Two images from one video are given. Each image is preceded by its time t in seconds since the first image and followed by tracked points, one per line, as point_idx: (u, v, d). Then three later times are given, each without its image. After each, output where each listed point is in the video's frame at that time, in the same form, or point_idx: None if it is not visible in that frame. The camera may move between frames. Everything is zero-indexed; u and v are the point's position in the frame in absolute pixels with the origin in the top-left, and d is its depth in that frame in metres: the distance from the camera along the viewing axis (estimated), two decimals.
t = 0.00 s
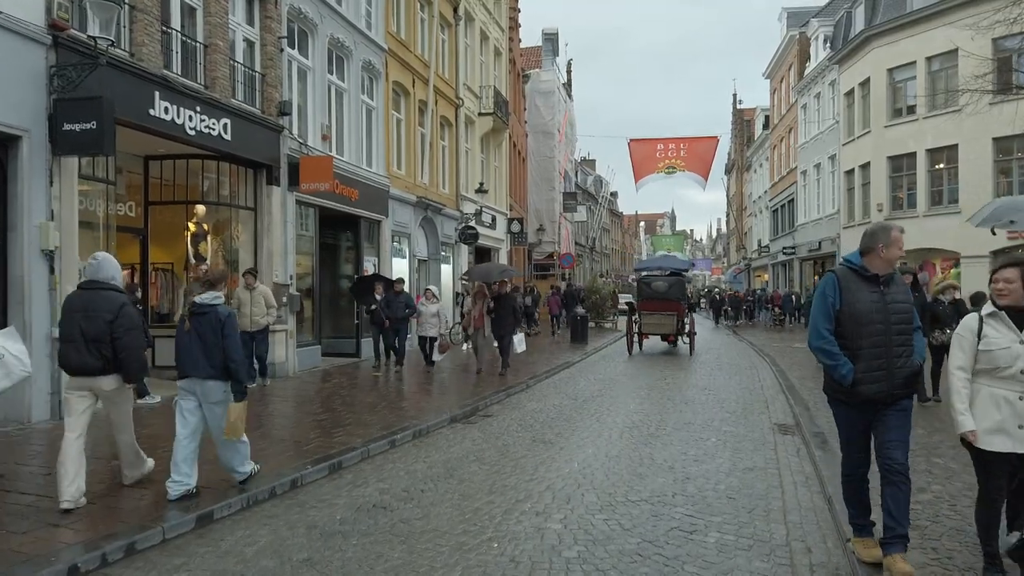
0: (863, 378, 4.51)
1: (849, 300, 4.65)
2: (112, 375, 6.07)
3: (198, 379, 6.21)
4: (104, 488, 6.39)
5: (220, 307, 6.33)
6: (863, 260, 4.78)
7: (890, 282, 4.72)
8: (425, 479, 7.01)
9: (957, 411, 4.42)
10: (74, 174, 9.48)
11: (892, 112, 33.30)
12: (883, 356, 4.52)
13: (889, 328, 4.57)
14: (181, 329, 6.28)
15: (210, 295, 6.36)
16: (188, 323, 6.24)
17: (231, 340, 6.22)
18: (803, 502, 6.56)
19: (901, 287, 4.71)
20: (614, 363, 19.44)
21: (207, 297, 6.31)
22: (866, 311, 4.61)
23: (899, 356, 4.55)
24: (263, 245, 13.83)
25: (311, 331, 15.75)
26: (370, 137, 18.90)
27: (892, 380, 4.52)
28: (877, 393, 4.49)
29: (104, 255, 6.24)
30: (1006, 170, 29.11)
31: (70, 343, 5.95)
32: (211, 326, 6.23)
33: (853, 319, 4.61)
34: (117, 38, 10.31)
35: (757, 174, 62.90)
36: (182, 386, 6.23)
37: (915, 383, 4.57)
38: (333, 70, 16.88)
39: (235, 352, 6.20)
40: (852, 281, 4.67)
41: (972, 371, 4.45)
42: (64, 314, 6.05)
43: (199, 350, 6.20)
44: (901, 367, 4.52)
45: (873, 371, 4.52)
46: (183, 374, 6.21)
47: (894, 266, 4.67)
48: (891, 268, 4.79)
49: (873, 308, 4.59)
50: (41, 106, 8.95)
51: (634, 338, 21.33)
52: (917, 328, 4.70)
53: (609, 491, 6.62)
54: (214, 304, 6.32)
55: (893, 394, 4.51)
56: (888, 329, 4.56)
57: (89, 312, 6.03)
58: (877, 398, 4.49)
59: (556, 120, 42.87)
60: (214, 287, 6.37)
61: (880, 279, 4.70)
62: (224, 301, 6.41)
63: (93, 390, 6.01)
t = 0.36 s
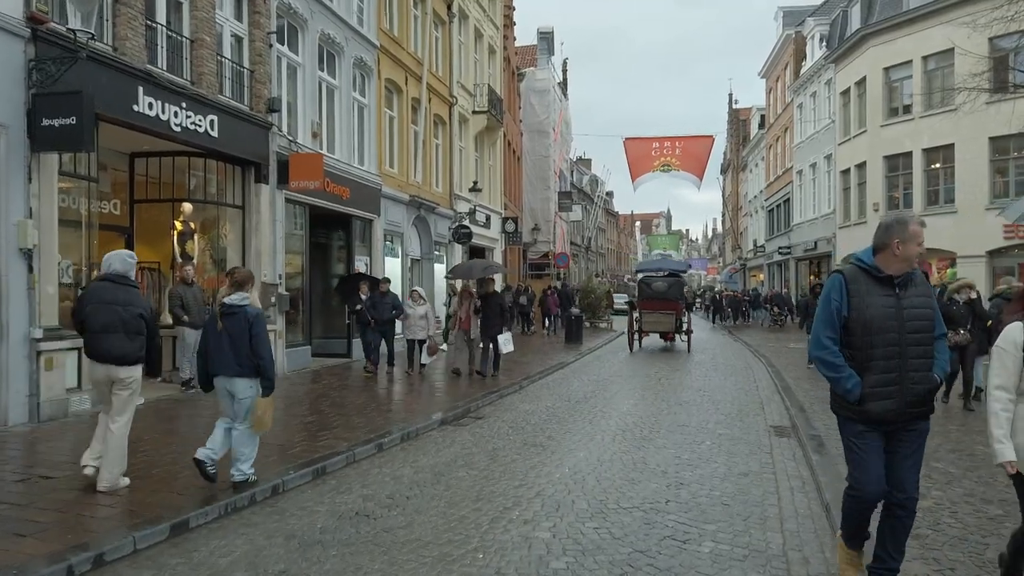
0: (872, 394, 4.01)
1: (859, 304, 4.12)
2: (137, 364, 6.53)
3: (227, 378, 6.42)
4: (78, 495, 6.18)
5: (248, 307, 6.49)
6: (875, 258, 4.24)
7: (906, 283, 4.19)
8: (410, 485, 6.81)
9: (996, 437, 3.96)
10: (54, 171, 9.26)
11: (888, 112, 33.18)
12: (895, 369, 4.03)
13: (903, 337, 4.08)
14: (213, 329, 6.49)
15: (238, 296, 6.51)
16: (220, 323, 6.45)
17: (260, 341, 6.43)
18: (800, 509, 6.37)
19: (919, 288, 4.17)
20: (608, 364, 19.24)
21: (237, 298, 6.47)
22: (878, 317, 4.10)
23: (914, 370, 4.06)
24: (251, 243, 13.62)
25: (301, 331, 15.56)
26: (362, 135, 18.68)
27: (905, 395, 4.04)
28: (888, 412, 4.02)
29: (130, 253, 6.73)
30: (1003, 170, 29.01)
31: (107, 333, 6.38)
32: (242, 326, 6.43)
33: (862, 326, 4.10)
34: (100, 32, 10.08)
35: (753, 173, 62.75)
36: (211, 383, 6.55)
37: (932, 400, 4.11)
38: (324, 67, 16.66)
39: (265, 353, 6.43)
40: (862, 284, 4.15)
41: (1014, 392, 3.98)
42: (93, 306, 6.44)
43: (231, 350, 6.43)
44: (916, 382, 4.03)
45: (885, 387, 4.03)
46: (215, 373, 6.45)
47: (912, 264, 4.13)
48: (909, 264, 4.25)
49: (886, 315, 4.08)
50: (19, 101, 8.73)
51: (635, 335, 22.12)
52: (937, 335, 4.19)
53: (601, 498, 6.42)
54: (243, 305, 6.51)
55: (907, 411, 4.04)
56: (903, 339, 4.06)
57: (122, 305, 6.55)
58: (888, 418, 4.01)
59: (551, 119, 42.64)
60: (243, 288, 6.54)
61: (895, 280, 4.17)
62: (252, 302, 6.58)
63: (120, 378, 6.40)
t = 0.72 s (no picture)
0: (892, 415, 3.53)
1: (874, 310, 3.61)
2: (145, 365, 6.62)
3: (241, 378, 6.58)
4: (42, 503, 5.91)
5: (261, 309, 6.72)
6: (896, 254, 3.70)
7: (935, 281, 3.64)
8: (391, 491, 6.54)
9: None
10: (26, 166, 8.97)
11: (882, 111, 33.05)
12: (917, 388, 3.53)
13: (930, 349, 3.55)
14: (227, 331, 6.69)
15: (252, 299, 6.73)
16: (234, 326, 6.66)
17: (272, 342, 6.63)
18: (797, 515, 6.14)
19: (948, 290, 3.62)
20: (600, 364, 18.99)
21: (250, 301, 6.68)
22: (898, 325, 3.58)
23: (942, 386, 3.54)
24: (235, 242, 13.34)
25: (287, 331, 15.28)
26: (351, 133, 18.39)
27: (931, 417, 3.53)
28: (912, 436, 3.52)
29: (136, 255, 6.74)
30: (996, 169, 28.90)
31: (113, 337, 6.47)
32: (256, 328, 6.64)
33: (880, 336, 3.59)
34: (75, 24, 9.79)
35: (746, 173, 62.67)
36: (223, 383, 6.73)
37: (964, 419, 3.60)
38: (311, 62, 16.37)
39: (277, 353, 6.62)
40: (879, 287, 3.62)
41: None
42: (100, 310, 6.52)
43: (244, 352, 6.58)
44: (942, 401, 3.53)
45: (908, 408, 3.53)
46: (229, 373, 6.63)
47: (935, 263, 3.58)
48: (937, 260, 3.69)
49: (906, 324, 3.56)
50: None
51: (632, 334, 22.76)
52: (974, 344, 3.62)
53: (590, 504, 6.17)
54: (256, 307, 6.71)
55: (934, 434, 3.54)
56: (926, 351, 3.54)
57: (131, 308, 6.63)
58: (912, 443, 3.52)
59: (543, 118, 42.38)
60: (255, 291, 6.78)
61: (920, 280, 3.63)
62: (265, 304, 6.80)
63: (124, 381, 6.49)
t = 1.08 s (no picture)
0: (944, 427, 2.95)
1: (926, 300, 3.03)
2: (158, 357, 6.82)
3: (262, 365, 6.95)
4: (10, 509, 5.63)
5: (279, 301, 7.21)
6: (954, 229, 3.12)
7: (1002, 263, 3.04)
8: (378, 497, 6.26)
9: None
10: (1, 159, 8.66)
11: (877, 109, 32.89)
12: (977, 397, 2.95)
13: (994, 347, 2.96)
14: (245, 322, 7.09)
15: (269, 291, 7.21)
16: (252, 316, 7.05)
17: (291, 332, 7.04)
18: (802, 522, 5.88)
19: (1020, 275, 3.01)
20: (595, 363, 18.75)
21: (270, 293, 7.17)
22: (953, 317, 3.00)
23: (1008, 394, 2.95)
24: (223, 239, 13.01)
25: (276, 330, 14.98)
26: (342, 128, 18.10)
27: (995, 430, 2.94)
28: (970, 454, 2.93)
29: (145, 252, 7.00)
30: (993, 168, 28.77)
31: (126, 330, 6.65)
32: (275, 318, 7.08)
33: (932, 332, 3.02)
34: (55, 13, 9.49)
35: (740, 172, 62.57)
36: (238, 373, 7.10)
37: None
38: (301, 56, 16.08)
39: (295, 341, 7.01)
40: (928, 271, 3.05)
41: None
42: (112, 303, 6.71)
43: (262, 342, 6.95)
44: (1008, 411, 2.94)
45: (964, 418, 2.95)
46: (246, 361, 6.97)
47: (1003, 245, 3.00)
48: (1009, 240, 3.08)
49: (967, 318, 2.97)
50: None
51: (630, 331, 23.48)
52: None
53: (587, 510, 5.91)
54: (274, 300, 7.18)
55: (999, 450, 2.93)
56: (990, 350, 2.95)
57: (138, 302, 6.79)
58: (969, 461, 2.93)
59: (537, 116, 42.08)
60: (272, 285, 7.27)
61: (984, 261, 3.03)
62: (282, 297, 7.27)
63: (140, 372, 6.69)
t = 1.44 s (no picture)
0: None
1: None
2: (164, 358, 7.00)
3: (283, 373, 7.16)
4: None
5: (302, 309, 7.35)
6: None
7: None
8: (367, 511, 6.01)
9: None
10: None
11: (873, 110, 32.75)
12: None
13: None
14: (268, 328, 7.23)
15: (294, 299, 7.35)
16: (276, 323, 7.21)
17: (314, 340, 7.25)
18: (808, 538, 5.65)
19: None
20: (590, 366, 18.53)
21: (293, 301, 7.29)
22: None
23: None
24: (210, 241, 12.71)
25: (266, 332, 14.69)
26: (333, 127, 17.83)
27: None
28: None
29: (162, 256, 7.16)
30: (989, 170, 28.68)
31: (130, 333, 6.86)
32: (298, 326, 7.24)
33: None
34: (35, 8, 9.21)
35: (734, 173, 62.49)
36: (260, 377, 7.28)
37: None
38: (291, 54, 15.79)
39: (317, 352, 7.25)
40: None
41: None
42: (125, 306, 6.92)
43: (283, 350, 7.16)
44: None
45: None
46: (269, 367, 7.20)
47: None
48: None
49: None
50: None
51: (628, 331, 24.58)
52: None
53: (584, 526, 5.67)
54: (296, 307, 7.31)
55: None
56: None
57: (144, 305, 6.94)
58: None
59: (531, 116, 41.80)
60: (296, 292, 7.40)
61: None
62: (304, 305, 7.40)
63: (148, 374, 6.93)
